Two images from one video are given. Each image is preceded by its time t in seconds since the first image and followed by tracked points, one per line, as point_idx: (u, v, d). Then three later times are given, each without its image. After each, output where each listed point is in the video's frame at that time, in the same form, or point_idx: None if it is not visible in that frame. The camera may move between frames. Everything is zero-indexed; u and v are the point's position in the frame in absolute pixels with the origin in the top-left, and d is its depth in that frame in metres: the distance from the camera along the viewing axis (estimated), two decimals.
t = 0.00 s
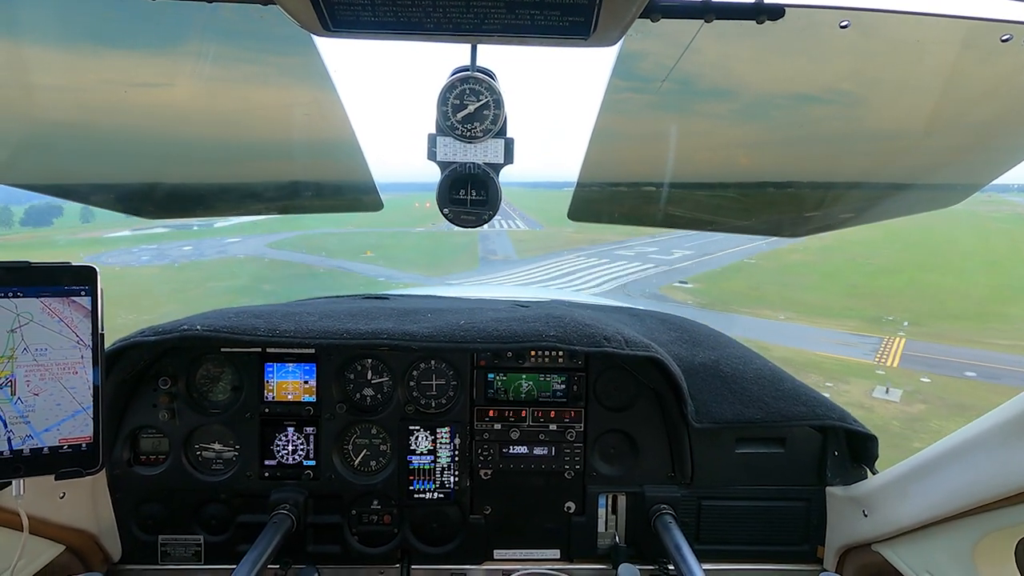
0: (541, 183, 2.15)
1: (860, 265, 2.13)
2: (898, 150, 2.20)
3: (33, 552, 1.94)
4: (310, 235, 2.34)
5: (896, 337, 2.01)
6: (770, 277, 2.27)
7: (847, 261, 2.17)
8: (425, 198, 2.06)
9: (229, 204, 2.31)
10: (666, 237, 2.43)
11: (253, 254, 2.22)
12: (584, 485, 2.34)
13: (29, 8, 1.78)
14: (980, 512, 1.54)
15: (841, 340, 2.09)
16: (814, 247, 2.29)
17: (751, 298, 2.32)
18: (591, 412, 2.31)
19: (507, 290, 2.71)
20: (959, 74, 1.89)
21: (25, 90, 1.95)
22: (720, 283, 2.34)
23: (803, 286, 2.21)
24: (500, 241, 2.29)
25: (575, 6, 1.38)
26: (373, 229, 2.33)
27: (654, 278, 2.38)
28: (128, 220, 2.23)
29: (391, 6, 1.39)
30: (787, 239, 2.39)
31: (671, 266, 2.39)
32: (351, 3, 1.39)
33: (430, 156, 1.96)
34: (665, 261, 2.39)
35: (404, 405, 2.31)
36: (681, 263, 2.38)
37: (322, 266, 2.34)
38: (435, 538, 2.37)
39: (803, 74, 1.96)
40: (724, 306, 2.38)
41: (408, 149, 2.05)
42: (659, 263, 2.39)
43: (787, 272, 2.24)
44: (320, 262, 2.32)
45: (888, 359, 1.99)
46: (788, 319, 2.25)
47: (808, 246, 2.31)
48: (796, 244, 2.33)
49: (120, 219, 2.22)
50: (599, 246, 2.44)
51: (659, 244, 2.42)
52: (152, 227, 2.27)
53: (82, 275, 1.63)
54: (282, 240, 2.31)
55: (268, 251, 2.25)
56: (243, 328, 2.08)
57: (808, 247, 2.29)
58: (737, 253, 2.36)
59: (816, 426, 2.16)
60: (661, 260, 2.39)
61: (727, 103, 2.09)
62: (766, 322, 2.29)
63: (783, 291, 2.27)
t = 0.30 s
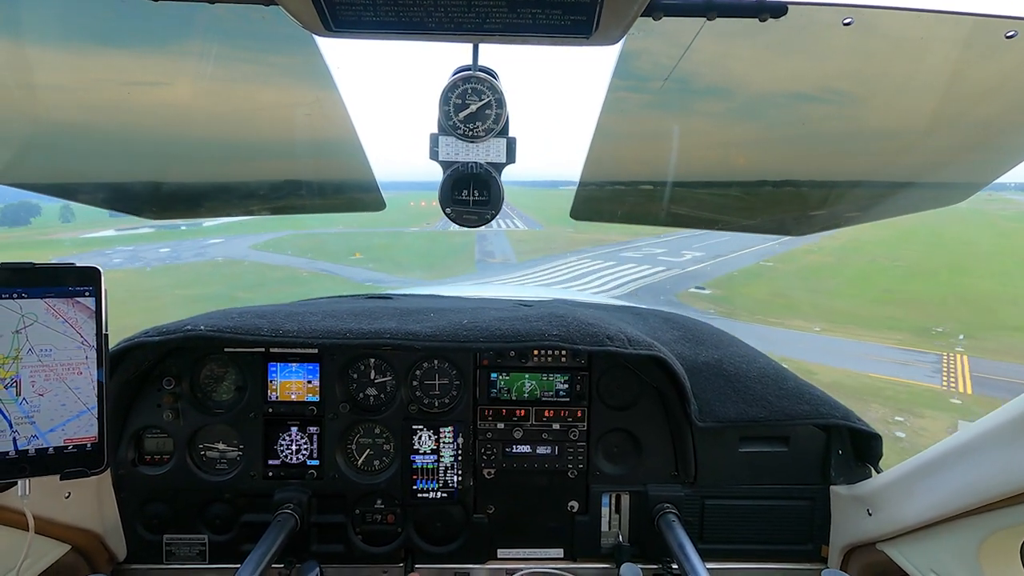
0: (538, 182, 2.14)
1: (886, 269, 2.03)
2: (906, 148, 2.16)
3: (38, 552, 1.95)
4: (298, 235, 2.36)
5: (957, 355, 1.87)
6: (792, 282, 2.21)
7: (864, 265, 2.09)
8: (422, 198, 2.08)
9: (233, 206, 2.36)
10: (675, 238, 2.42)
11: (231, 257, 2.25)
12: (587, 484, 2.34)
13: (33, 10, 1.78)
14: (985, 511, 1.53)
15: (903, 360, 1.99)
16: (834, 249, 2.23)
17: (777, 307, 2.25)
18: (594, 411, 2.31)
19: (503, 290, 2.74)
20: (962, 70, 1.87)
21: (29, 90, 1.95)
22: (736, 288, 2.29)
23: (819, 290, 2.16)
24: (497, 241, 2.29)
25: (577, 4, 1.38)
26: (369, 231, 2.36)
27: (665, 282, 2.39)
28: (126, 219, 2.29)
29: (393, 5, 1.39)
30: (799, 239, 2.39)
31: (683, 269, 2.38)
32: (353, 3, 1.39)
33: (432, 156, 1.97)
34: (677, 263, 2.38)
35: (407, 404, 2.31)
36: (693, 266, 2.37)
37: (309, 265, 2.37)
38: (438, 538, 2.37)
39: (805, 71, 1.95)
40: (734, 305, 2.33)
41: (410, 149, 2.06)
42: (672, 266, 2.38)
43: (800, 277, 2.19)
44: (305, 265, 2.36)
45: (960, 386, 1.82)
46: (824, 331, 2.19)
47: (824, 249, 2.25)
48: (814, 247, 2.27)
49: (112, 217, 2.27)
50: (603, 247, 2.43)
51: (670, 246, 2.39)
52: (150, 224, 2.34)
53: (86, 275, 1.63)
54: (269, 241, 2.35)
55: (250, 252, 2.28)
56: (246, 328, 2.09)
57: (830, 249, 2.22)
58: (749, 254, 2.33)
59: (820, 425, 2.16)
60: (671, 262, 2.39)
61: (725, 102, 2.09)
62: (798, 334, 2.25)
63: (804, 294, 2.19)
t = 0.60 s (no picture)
0: (534, 180, 2.13)
1: (916, 272, 2.00)
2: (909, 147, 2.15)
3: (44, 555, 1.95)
4: (280, 238, 2.35)
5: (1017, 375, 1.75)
6: (821, 291, 2.20)
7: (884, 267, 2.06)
8: (418, 195, 2.10)
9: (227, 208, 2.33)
10: (683, 239, 2.43)
11: (207, 260, 2.23)
12: (591, 484, 2.34)
13: (36, 12, 1.80)
14: (989, 509, 1.53)
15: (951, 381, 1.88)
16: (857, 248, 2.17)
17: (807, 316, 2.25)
18: (597, 411, 2.31)
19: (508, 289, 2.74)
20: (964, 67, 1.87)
21: (34, 90, 1.98)
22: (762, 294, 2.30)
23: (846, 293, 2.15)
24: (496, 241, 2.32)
25: (577, 5, 1.38)
26: (360, 232, 2.37)
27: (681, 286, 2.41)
28: (109, 219, 2.26)
29: (394, 7, 1.40)
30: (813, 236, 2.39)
31: (698, 272, 2.39)
32: (354, 4, 1.39)
33: (433, 156, 1.98)
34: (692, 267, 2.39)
35: (410, 405, 2.31)
36: (709, 269, 2.38)
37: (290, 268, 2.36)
38: (442, 538, 2.38)
39: (804, 68, 1.95)
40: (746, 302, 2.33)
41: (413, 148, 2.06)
42: (687, 270, 2.40)
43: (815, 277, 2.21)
44: (283, 268, 2.34)
45: None
46: (871, 348, 2.13)
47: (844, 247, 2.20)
48: (832, 246, 2.24)
49: (94, 216, 2.24)
50: (609, 246, 2.47)
51: (679, 247, 2.42)
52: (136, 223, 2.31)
53: (89, 278, 1.64)
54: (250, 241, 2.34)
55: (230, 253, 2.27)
56: (249, 330, 2.09)
57: (868, 250, 2.14)
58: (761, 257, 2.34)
59: (824, 424, 2.15)
60: (683, 265, 2.40)
61: (722, 101, 2.10)
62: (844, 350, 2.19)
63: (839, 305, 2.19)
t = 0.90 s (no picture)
0: (533, 178, 2.14)
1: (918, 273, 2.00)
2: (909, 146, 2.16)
3: (44, 560, 1.95)
4: (265, 239, 2.39)
5: None
6: (858, 301, 2.13)
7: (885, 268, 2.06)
8: (414, 194, 2.18)
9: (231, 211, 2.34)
10: (694, 241, 2.43)
11: (182, 265, 2.22)
12: (593, 488, 2.33)
13: (39, 12, 1.81)
14: (992, 512, 1.53)
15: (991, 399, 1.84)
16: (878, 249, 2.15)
17: (847, 329, 2.17)
18: (599, 415, 2.31)
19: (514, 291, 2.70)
20: (962, 67, 1.88)
21: (38, 91, 1.99)
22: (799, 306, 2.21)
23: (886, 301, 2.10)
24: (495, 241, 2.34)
25: (577, 9, 1.39)
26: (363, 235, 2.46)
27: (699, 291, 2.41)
28: (90, 218, 2.24)
29: (394, 12, 1.40)
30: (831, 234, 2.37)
31: (714, 275, 2.39)
32: (355, 10, 1.39)
33: (434, 159, 1.99)
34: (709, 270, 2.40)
35: (412, 409, 2.31)
36: (726, 272, 2.38)
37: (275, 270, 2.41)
38: (444, 542, 2.37)
39: (802, 67, 1.96)
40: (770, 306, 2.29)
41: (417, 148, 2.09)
42: (704, 273, 2.40)
43: (842, 282, 2.15)
44: (265, 272, 2.37)
45: None
46: (874, 349, 2.13)
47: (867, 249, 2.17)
48: (854, 248, 2.20)
49: (77, 216, 2.23)
50: (615, 249, 2.45)
51: (691, 249, 2.43)
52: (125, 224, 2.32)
53: (91, 282, 1.64)
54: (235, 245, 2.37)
55: (208, 257, 2.29)
56: (251, 334, 2.09)
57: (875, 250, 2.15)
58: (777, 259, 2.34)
59: (826, 426, 2.14)
60: (697, 267, 2.42)
61: (720, 99, 2.11)
62: (861, 357, 2.15)
63: (881, 316, 2.12)
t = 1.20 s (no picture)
0: (531, 177, 2.14)
1: (919, 274, 2.00)
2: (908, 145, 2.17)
3: (45, 562, 1.95)
4: (256, 239, 2.37)
5: None
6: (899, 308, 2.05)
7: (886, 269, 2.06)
8: (410, 194, 2.20)
9: (235, 211, 2.36)
10: (708, 242, 2.46)
11: (153, 271, 2.14)
12: (594, 490, 2.33)
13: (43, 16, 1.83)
14: (996, 514, 1.52)
15: None
16: (903, 250, 2.09)
17: (893, 343, 2.09)
18: (600, 417, 2.30)
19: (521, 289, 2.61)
20: (961, 68, 1.89)
21: (40, 91, 2.00)
22: (839, 318, 2.17)
23: (922, 309, 2.00)
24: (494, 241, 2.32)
25: (577, 12, 1.39)
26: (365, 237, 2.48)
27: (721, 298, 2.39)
28: (79, 219, 2.20)
29: (395, 15, 1.40)
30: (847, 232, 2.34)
31: (734, 280, 2.39)
32: (356, 13, 1.40)
33: (436, 163, 2.00)
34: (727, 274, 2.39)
35: (413, 411, 2.31)
36: (745, 276, 2.38)
37: (254, 277, 2.38)
38: (445, 545, 2.37)
39: (801, 66, 1.97)
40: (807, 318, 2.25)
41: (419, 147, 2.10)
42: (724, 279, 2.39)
43: (879, 290, 2.08)
44: (243, 280, 2.34)
45: None
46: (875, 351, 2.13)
47: (892, 250, 2.12)
48: (879, 248, 2.15)
49: (60, 216, 2.16)
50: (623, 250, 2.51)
51: (706, 252, 2.45)
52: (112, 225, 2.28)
53: (93, 284, 1.64)
54: (219, 247, 2.36)
55: (184, 263, 2.26)
56: (253, 336, 2.09)
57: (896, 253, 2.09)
58: (797, 262, 2.32)
59: (829, 430, 2.12)
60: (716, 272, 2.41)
61: (719, 98, 2.11)
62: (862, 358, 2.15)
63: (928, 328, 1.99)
